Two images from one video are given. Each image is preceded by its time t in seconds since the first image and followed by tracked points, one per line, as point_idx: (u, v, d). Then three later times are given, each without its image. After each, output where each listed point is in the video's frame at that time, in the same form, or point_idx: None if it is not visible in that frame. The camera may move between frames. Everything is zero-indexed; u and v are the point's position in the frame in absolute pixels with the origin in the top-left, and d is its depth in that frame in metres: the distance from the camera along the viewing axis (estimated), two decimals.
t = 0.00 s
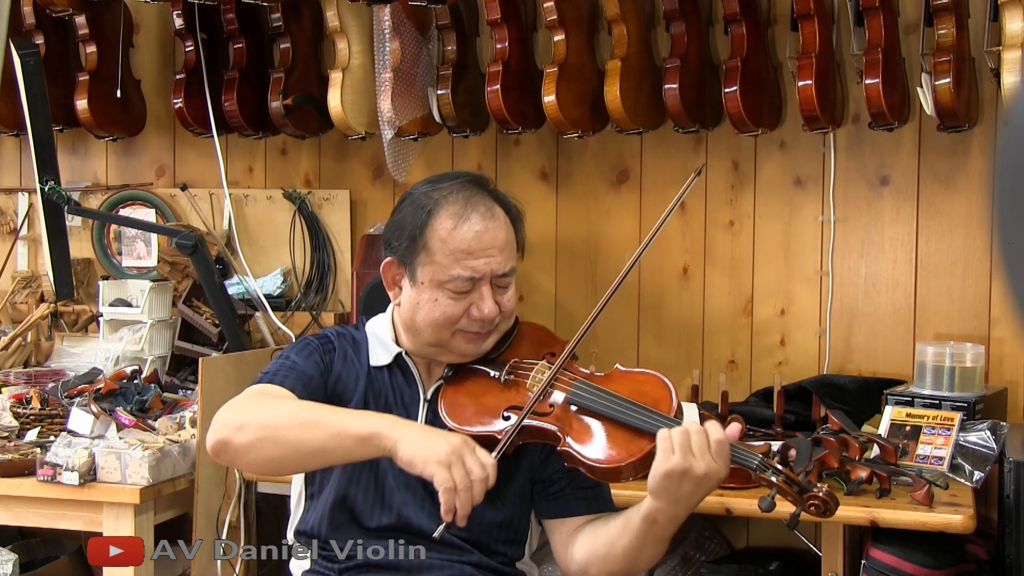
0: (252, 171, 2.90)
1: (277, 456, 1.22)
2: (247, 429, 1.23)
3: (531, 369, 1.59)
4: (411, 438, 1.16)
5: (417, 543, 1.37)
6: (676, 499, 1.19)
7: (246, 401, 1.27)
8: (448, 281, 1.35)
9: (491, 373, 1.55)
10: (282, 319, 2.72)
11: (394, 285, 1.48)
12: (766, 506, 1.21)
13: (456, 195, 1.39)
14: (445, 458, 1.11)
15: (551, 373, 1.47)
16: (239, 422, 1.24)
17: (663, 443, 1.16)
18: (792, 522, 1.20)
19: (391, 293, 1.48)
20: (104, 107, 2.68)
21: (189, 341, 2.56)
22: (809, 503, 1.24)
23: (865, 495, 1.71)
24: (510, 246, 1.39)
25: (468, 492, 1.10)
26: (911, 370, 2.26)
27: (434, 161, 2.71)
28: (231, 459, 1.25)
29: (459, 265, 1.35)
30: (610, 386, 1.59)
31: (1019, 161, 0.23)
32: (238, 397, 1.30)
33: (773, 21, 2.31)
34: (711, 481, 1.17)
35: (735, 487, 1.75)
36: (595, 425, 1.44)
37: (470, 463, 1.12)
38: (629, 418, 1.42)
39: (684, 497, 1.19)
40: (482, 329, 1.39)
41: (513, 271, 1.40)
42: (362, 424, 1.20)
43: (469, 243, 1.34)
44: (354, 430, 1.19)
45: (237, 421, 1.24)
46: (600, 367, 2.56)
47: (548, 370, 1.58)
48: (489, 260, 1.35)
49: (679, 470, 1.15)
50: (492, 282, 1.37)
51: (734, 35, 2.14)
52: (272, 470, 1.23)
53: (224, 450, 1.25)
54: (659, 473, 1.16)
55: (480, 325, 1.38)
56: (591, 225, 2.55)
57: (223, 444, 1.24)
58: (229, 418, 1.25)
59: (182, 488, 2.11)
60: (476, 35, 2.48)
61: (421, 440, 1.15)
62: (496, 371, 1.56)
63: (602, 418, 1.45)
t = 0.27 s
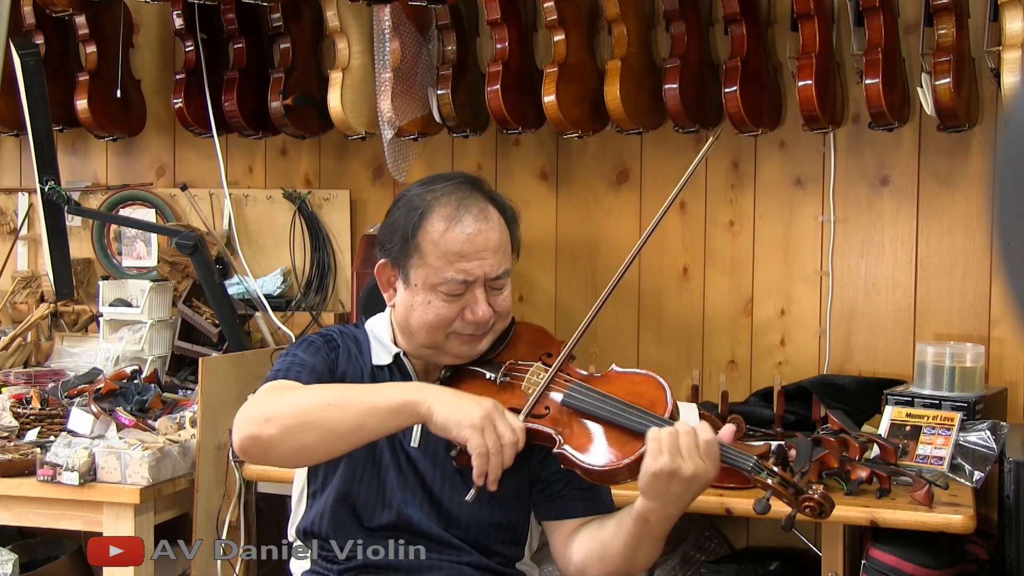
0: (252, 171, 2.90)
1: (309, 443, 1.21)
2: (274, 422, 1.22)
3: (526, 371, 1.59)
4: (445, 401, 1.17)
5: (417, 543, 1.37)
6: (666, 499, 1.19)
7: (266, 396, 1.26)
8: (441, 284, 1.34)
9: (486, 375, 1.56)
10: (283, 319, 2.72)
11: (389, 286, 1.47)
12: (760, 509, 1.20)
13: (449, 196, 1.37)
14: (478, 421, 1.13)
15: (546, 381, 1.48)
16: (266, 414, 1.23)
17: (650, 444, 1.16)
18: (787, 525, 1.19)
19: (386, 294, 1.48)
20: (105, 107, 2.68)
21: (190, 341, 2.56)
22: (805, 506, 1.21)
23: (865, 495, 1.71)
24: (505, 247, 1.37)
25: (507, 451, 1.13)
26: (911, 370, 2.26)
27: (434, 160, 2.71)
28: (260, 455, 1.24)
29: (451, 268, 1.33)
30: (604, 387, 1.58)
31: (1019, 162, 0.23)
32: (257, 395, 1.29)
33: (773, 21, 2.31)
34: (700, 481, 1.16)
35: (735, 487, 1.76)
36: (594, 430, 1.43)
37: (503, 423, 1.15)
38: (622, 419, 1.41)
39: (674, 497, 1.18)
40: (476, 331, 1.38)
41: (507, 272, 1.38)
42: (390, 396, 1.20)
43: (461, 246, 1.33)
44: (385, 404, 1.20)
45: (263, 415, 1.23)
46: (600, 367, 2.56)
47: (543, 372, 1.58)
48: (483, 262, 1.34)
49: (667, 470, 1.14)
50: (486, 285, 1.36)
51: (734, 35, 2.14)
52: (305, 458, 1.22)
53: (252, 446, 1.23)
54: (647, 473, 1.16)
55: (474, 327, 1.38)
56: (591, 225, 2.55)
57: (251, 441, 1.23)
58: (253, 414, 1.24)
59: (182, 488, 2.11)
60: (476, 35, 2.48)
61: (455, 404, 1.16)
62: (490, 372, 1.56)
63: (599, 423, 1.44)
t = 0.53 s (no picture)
0: (252, 171, 2.90)
1: (340, 442, 1.18)
2: (302, 429, 1.19)
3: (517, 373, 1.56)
4: (468, 370, 1.18)
5: (417, 543, 1.37)
6: (656, 506, 1.20)
7: (286, 406, 1.23)
8: (429, 287, 1.34)
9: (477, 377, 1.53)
10: (283, 319, 2.72)
11: (380, 288, 1.48)
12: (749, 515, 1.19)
13: (438, 199, 1.37)
14: (505, 379, 1.17)
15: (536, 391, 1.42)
16: (291, 423, 1.19)
17: (644, 451, 1.17)
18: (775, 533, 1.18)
19: (377, 296, 1.49)
20: (105, 107, 2.68)
21: (190, 341, 2.56)
22: (793, 512, 1.22)
23: (865, 495, 1.72)
24: (494, 250, 1.37)
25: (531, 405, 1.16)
26: (911, 370, 2.26)
27: (434, 160, 2.71)
28: (294, 465, 1.21)
29: (440, 271, 1.33)
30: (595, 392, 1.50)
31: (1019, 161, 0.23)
32: (272, 408, 1.26)
33: (773, 21, 2.31)
34: (691, 489, 1.19)
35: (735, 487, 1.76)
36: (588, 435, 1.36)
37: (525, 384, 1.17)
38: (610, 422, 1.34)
39: (662, 503, 1.20)
40: (467, 333, 1.39)
41: (497, 275, 1.38)
42: (412, 377, 1.19)
43: (449, 250, 1.33)
44: (408, 387, 1.18)
45: (289, 424, 1.19)
46: (600, 367, 2.56)
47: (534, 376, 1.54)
48: (471, 266, 1.34)
49: (660, 480, 1.16)
50: (475, 288, 1.36)
51: (734, 35, 2.14)
52: (338, 458, 1.20)
53: (283, 457, 1.20)
54: (640, 481, 1.17)
55: (464, 330, 1.38)
56: (591, 225, 2.55)
57: (282, 452, 1.20)
58: (278, 426, 1.20)
59: (182, 488, 2.11)
60: (476, 35, 2.48)
61: (479, 370, 1.18)
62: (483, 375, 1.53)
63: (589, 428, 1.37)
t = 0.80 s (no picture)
0: (252, 171, 2.90)
1: (312, 472, 1.19)
2: (274, 458, 1.19)
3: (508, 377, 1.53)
4: (439, 404, 1.17)
5: (417, 543, 1.36)
6: (658, 517, 1.19)
7: (260, 431, 1.23)
8: (416, 291, 1.34)
9: (467, 380, 1.51)
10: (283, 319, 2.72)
11: (368, 292, 1.47)
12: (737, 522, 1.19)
13: (423, 202, 1.36)
14: (475, 414, 1.14)
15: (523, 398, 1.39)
16: (263, 451, 1.20)
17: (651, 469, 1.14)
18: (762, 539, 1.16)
19: (366, 299, 1.48)
20: (105, 107, 2.68)
21: (190, 341, 2.56)
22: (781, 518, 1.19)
23: (865, 495, 1.72)
24: (481, 252, 1.36)
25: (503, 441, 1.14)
26: (911, 370, 2.26)
27: (434, 160, 2.72)
28: (266, 491, 1.22)
29: (426, 275, 1.33)
30: (582, 394, 1.46)
31: (1017, 164, 0.23)
32: (247, 431, 1.26)
33: (773, 21, 2.31)
34: (696, 505, 1.16)
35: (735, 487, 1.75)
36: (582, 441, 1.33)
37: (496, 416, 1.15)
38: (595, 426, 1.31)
39: (667, 516, 1.19)
40: (456, 336, 1.38)
41: (485, 277, 1.37)
42: (384, 408, 1.18)
43: (435, 254, 1.32)
44: (378, 420, 1.18)
45: (260, 453, 1.20)
46: (600, 368, 2.56)
47: (523, 380, 1.51)
48: (458, 268, 1.33)
49: (666, 498, 1.14)
50: (462, 290, 1.35)
51: (734, 35, 2.14)
52: (310, 488, 1.21)
53: (256, 485, 1.21)
54: (646, 496, 1.16)
55: (453, 332, 1.37)
56: (591, 225, 2.55)
57: (254, 480, 1.21)
58: (250, 453, 1.21)
59: (182, 488, 2.11)
60: (476, 35, 2.48)
61: (450, 404, 1.16)
62: (472, 378, 1.51)
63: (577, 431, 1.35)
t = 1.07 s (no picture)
0: (252, 171, 2.90)
1: (263, 514, 1.18)
2: (224, 498, 1.19)
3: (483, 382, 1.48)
4: (383, 450, 1.13)
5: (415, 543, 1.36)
6: (631, 518, 1.18)
7: (215, 467, 1.23)
8: (383, 296, 1.29)
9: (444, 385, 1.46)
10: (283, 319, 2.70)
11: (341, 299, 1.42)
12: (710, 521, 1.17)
13: (386, 206, 1.30)
14: (416, 460, 1.09)
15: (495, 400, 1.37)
16: (215, 491, 1.19)
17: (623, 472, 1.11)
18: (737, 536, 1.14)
19: (339, 306, 1.43)
20: (105, 107, 2.68)
21: (190, 341, 2.56)
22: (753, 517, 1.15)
23: (865, 495, 1.72)
24: (449, 254, 1.30)
25: (447, 490, 1.07)
26: (911, 370, 2.26)
27: (434, 160, 2.72)
28: (222, 527, 1.22)
29: (392, 282, 1.28)
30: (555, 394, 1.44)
31: (1018, 164, 0.23)
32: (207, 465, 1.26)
33: (773, 21, 2.31)
34: (667, 508, 1.14)
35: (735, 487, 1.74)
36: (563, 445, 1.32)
37: (439, 462, 1.08)
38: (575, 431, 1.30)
39: (640, 518, 1.17)
40: (428, 340, 1.32)
41: (455, 279, 1.31)
42: (331, 452, 1.16)
43: (399, 259, 1.27)
44: (324, 463, 1.15)
45: (211, 492, 1.19)
46: (600, 368, 2.56)
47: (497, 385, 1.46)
48: (424, 273, 1.27)
49: (637, 502, 1.12)
50: (431, 294, 1.29)
51: (734, 35, 2.14)
52: (264, 526, 1.20)
53: (209, 523, 1.21)
54: (617, 498, 1.14)
55: (425, 337, 1.32)
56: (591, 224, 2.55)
57: (208, 519, 1.21)
58: (203, 490, 1.21)
59: (182, 488, 2.11)
60: (476, 34, 2.48)
61: (393, 450, 1.12)
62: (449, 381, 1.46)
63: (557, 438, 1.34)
